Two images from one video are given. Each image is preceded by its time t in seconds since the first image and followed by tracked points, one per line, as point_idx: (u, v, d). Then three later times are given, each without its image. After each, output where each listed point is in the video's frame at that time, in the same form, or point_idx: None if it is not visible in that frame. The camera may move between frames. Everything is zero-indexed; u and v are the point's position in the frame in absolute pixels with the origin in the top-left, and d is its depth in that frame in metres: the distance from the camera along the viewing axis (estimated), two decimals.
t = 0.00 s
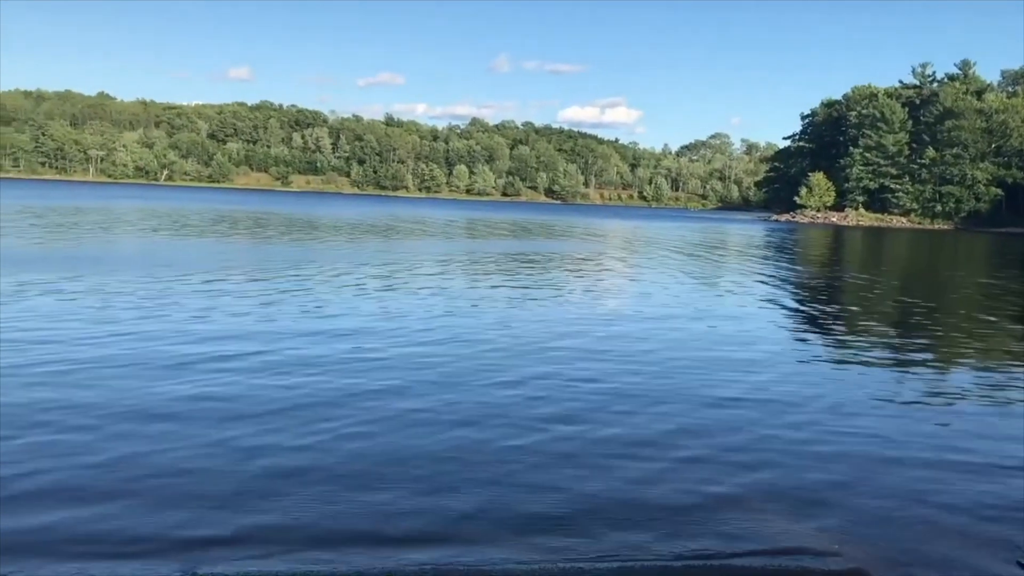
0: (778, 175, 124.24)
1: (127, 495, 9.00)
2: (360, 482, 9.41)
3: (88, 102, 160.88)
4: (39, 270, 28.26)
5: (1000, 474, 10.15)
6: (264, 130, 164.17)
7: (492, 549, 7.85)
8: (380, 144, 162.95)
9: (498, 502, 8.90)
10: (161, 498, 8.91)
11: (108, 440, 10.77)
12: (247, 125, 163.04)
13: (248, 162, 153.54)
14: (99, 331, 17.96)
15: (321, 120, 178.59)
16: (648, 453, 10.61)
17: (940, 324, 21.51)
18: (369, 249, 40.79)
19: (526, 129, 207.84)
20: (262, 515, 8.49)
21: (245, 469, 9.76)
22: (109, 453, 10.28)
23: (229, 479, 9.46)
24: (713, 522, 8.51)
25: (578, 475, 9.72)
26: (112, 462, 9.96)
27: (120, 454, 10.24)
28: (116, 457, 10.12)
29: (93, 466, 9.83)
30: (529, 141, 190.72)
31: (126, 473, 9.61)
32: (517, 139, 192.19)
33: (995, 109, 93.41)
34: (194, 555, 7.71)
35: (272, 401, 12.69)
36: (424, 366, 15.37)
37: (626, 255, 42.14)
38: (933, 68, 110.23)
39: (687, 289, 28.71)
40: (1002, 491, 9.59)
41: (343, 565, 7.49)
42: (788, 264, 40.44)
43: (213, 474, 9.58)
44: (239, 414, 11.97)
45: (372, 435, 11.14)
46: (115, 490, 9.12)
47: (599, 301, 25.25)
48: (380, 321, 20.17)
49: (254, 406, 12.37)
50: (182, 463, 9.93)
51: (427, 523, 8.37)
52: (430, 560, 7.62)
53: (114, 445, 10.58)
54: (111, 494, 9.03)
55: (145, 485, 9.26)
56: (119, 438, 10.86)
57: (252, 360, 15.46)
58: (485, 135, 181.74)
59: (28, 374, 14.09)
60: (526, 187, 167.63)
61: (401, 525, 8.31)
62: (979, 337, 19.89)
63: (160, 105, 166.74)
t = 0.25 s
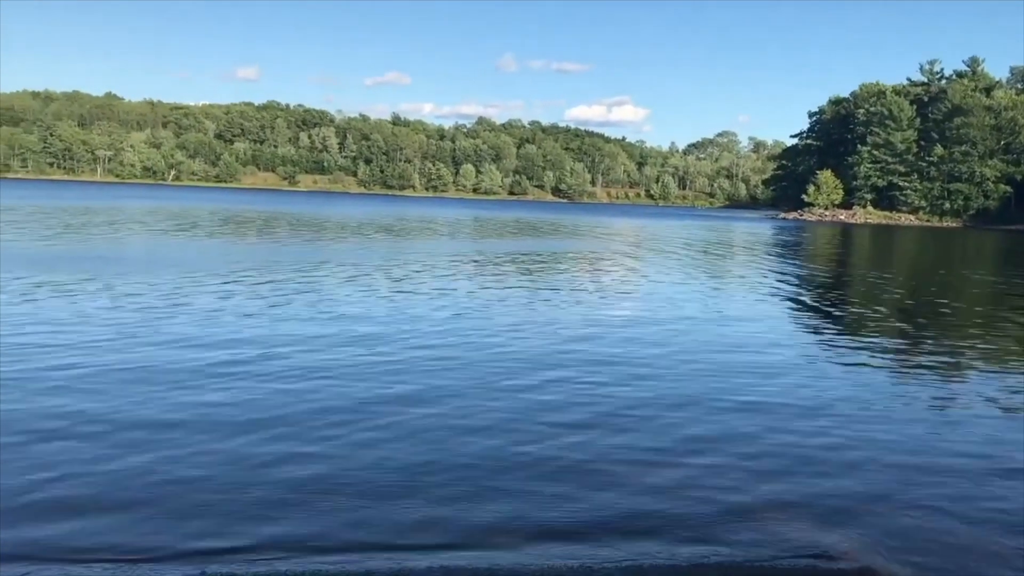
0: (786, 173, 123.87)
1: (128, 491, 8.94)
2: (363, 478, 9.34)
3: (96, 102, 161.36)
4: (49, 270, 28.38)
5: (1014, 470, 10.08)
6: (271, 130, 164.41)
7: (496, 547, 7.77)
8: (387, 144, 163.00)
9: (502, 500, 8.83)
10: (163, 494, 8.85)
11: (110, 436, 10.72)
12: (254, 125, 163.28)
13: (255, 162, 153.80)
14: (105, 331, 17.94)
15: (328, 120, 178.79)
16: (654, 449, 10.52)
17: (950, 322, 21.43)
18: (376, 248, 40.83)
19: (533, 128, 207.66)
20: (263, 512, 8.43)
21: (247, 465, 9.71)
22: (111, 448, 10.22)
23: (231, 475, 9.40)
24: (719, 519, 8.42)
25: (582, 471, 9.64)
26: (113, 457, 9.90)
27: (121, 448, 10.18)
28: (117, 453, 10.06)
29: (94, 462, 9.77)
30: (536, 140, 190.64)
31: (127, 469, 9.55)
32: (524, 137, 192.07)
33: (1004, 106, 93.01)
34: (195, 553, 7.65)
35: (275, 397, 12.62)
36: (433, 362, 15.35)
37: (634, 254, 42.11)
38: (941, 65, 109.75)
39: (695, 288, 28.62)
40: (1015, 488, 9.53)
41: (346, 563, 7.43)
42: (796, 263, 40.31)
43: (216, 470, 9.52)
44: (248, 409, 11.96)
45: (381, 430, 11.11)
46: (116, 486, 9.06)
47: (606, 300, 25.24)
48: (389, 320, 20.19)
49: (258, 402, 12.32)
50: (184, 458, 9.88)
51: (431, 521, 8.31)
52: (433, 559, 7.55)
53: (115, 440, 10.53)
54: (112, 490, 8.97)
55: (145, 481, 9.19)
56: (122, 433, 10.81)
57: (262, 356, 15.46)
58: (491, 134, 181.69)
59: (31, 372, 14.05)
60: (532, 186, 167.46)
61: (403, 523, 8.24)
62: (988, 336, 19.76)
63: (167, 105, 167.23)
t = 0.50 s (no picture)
0: (790, 169, 123.60)
1: (142, 493, 9.05)
2: (372, 477, 9.49)
3: (100, 102, 161.84)
4: (56, 271, 28.56)
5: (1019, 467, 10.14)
6: (275, 130, 164.52)
7: (506, 543, 7.94)
8: (391, 142, 162.97)
9: (510, 497, 8.97)
10: (176, 493, 9.00)
11: (123, 437, 10.88)
12: (258, 125, 163.43)
13: (259, 161, 153.95)
14: (116, 333, 18.20)
15: (332, 119, 178.91)
16: (659, 448, 10.66)
17: (953, 317, 21.48)
18: (380, 247, 40.92)
19: (536, 125, 207.53)
20: (277, 509, 8.61)
21: (258, 463, 9.87)
22: (123, 449, 10.42)
23: (241, 474, 9.55)
24: (722, 514, 8.56)
25: (589, 469, 9.80)
26: (125, 457, 10.10)
27: (133, 450, 10.37)
28: (129, 453, 10.25)
29: (106, 460, 9.98)
30: (539, 137, 190.46)
31: (140, 469, 9.71)
32: (527, 135, 191.96)
33: (1009, 100, 92.82)
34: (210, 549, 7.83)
35: (283, 397, 12.80)
36: (440, 363, 15.44)
37: (638, 251, 42.15)
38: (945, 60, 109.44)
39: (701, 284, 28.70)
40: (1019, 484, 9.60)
41: (358, 558, 7.58)
42: (801, 258, 40.21)
43: (228, 469, 9.68)
44: (257, 410, 12.07)
45: (388, 431, 11.22)
46: (130, 485, 9.24)
47: (611, 298, 25.33)
48: (395, 320, 20.33)
49: (267, 403, 12.49)
50: (196, 458, 10.05)
51: (441, 517, 8.45)
52: (444, 552, 7.70)
53: (127, 442, 10.67)
54: (125, 489, 9.13)
55: (158, 479, 9.38)
56: (134, 436, 10.94)
57: (270, 358, 15.57)
58: (495, 132, 181.60)
59: (44, 373, 14.27)
60: (536, 184, 167.29)
61: (415, 522, 8.34)
62: (991, 330, 19.83)
63: (171, 105, 167.50)
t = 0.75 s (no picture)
0: (794, 161, 123.29)
1: (150, 496, 9.05)
2: (378, 477, 9.50)
3: (102, 104, 162.00)
4: (63, 274, 28.63)
5: None
6: (278, 128, 164.50)
7: (515, 541, 7.93)
8: (393, 139, 162.79)
9: (517, 496, 8.96)
10: (185, 497, 8.98)
11: (129, 441, 10.90)
12: (261, 124, 163.35)
13: (262, 160, 153.98)
14: (123, 335, 18.28)
15: (334, 117, 178.86)
16: (667, 444, 10.64)
17: (960, 307, 21.44)
18: (385, 245, 40.93)
19: (538, 120, 207.23)
20: (283, 511, 8.60)
21: (267, 466, 9.85)
22: (130, 452, 10.44)
23: (250, 476, 9.53)
24: (730, 511, 8.54)
25: (599, 468, 9.78)
26: (132, 461, 10.13)
27: (139, 453, 10.39)
28: (135, 456, 10.28)
29: (112, 465, 10.00)
30: (542, 132, 190.20)
31: (146, 473, 9.72)
32: (530, 130, 191.72)
33: (1013, 88, 92.57)
34: (217, 551, 7.82)
35: (291, 399, 12.78)
36: (447, 363, 15.42)
37: (643, 245, 42.13)
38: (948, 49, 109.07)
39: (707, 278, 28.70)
40: None
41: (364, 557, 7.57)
42: (807, 250, 40.13)
43: (237, 472, 9.67)
44: (265, 413, 12.07)
45: (397, 431, 11.21)
46: (136, 489, 9.25)
47: (617, 294, 25.34)
48: (402, 319, 20.35)
49: (273, 405, 12.50)
50: (205, 462, 10.03)
51: (448, 517, 8.44)
52: (452, 551, 7.69)
53: (133, 446, 10.69)
54: (131, 493, 9.14)
55: (168, 484, 9.36)
56: (140, 439, 10.97)
57: (278, 360, 15.60)
58: (497, 128, 181.39)
59: (51, 378, 14.33)
60: (540, 179, 166.99)
61: (425, 522, 8.33)
62: (999, 320, 19.75)
63: (174, 105, 167.58)
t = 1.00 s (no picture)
0: (803, 155, 122.89)
1: (171, 501, 9.13)
2: (397, 481, 9.57)
3: (112, 106, 162.62)
4: (79, 276, 28.86)
5: None
6: (287, 128, 164.83)
7: (530, 541, 7.99)
8: (402, 138, 162.88)
9: (531, 498, 9.02)
10: (206, 502, 9.07)
11: (145, 446, 11.03)
12: (269, 124, 163.74)
13: (271, 160, 154.35)
14: (138, 338, 18.46)
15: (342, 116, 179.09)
16: (679, 445, 10.70)
17: (973, 301, 21.40)
18: (396, 244, 41.09)
19: (546, 117, 207.00)
20: (301, 516, 8.66)
21: (285, 471, 9.94)
22: (146, 457, 10.56)
23: (270, 481, 9.62)
24: (746, 512, 8.56)
25: (616, 470, 9.82)
26: (148, 466, 10.23)
27: (155, 458, 10.50)
28: (151, 462, 10.39)
29: (129, 470, 10.10)
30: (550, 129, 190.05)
31: (166, 478, 9.82)
32: (538, 127, 191.59)
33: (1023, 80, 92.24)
34: (235, 554, 7.91)
35: (307, 403, 12.88)
36: (462, 365, 15.49)
37: (653, 241, 42.17)
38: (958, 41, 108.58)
39: (718, 274, 28.73)
40: None
41: (383, 559, 7.62)
42: (817, 245, 40.06)
43: (256, 477, 9.75)
44: (281, 417, 12.16)
45: (413, 435, 11.28)
46: (158, 494, 9.35)
47: (629, 291, 25.41)
48: (416, 320, 20.45)
49: (288, 409, 12.58)
50: (225, 467, 10.13)
51: (465, 520, 8.49)
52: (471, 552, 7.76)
53: (154, 451, 10.79)
54: (153, 497, 9.23)
55: (188, 489, 9.45)
56: (156, 444, 11.10)
57: (295, 363, 15.71)
58: (506, 125, 181.32)
59: (66, 383, 14.48)
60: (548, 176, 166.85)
61: (444, 524, 8.41)
62: (1012, 313, 19.71)
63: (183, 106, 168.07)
